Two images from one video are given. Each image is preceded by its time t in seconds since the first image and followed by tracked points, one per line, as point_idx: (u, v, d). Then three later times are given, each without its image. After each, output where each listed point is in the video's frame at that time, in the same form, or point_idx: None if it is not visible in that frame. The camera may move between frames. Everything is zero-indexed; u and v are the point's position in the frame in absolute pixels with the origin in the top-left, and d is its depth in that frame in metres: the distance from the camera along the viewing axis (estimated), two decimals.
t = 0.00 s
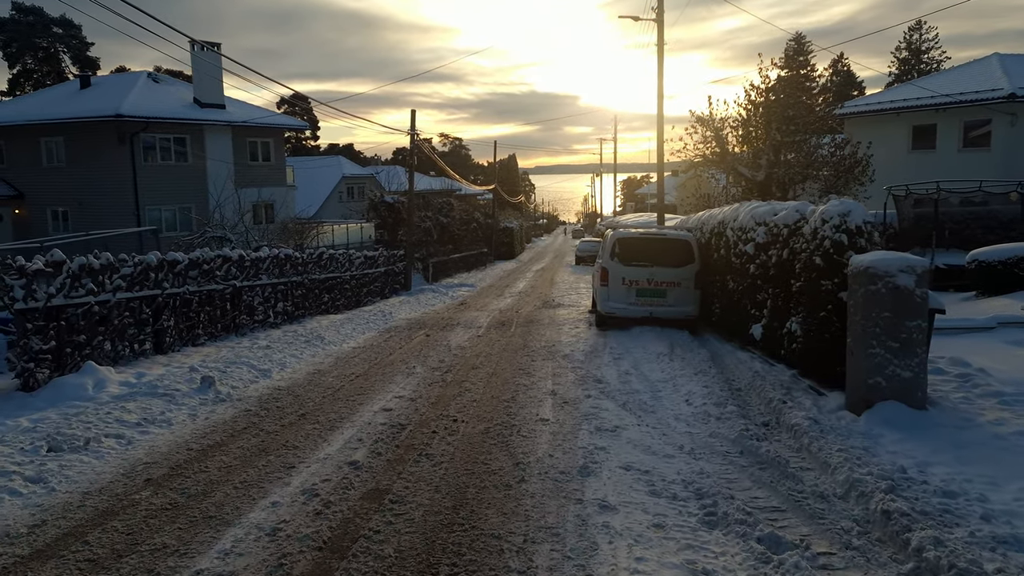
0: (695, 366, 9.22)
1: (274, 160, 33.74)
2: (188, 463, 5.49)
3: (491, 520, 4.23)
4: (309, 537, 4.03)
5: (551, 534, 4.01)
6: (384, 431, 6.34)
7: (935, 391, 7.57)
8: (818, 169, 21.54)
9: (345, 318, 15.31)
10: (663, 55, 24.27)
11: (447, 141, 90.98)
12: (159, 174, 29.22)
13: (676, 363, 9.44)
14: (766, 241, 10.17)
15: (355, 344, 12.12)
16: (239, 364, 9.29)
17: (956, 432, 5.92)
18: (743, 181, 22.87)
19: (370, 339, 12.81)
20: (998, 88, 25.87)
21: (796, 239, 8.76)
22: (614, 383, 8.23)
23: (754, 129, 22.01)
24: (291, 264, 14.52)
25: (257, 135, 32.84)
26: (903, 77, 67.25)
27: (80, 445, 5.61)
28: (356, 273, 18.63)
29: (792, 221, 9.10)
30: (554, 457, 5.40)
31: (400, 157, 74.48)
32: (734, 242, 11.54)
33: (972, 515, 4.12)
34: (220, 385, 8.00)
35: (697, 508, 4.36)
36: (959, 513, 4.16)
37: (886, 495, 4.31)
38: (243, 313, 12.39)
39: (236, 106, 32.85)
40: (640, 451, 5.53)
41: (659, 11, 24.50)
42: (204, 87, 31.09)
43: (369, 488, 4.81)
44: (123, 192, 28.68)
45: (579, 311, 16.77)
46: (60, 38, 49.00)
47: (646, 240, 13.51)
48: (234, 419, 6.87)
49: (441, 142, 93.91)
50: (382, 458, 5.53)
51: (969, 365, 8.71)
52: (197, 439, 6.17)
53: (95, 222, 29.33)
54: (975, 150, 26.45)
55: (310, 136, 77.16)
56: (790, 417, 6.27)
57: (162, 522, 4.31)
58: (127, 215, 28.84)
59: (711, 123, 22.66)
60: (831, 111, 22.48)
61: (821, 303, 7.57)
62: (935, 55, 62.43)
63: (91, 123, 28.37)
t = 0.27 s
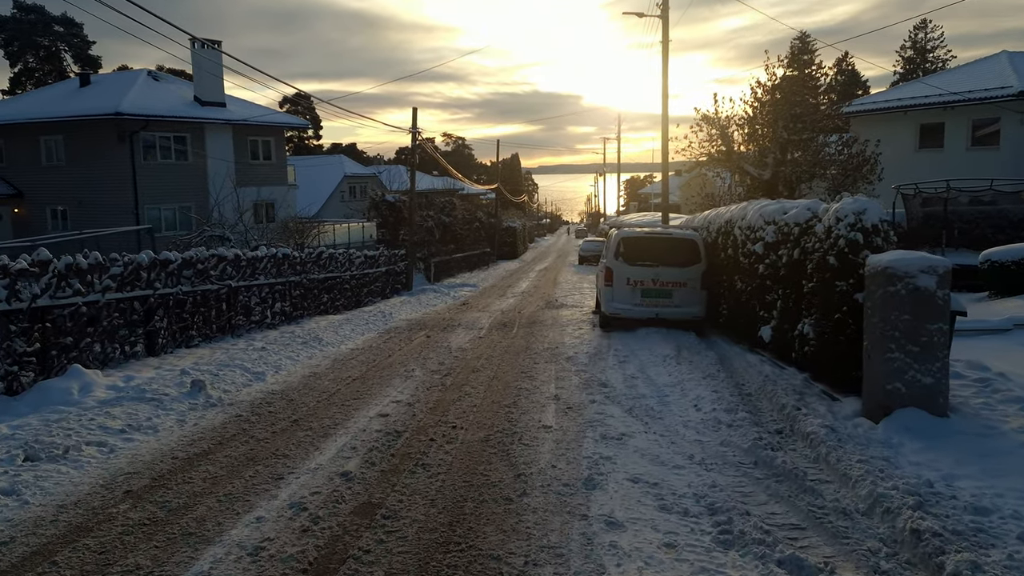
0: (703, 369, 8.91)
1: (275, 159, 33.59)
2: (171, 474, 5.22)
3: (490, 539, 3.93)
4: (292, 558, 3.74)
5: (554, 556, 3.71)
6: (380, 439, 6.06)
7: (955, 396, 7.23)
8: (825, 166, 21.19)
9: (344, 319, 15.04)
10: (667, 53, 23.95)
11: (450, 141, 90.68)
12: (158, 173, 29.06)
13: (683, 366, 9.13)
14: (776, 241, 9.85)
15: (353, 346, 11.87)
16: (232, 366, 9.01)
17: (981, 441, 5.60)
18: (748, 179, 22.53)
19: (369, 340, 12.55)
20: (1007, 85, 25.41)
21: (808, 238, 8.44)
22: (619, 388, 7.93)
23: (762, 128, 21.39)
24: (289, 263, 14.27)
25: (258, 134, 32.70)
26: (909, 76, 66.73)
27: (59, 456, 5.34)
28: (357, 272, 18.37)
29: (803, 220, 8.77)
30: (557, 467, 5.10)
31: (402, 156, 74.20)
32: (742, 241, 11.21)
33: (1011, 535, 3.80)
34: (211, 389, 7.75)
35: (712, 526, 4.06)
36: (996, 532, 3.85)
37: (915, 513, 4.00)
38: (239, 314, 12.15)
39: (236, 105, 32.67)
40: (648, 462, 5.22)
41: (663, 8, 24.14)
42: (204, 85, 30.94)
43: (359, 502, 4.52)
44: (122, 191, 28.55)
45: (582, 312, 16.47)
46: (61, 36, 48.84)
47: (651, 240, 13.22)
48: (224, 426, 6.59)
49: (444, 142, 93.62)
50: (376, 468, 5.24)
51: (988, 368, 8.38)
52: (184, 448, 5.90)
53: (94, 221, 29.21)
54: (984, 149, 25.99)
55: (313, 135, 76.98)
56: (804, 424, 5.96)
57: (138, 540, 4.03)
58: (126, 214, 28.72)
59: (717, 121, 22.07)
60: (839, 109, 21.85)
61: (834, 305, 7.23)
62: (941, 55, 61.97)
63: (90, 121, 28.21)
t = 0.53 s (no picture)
0: (709, 375, 8.60)
1: (273, 159, 33.41)
2: (149, 489, 4.93)
3: (485, 566, 3.64)
4: None
5: None
6: (371, 450, 5.76)
7: (975, 404, 6.91)
8: (829, 166, 20.68)
9: (341, 322, 14.77)
10: (668, 54, 23.66)
11: (451, 141, 90.37)
12: (154, 172, 28.81)
13: (689, 372, 8.82)
14: (784, 242, 9.54)
15: (348, 349, 11.59)
16: (221, 371, 8.74)
17: (1006, 453, 5.29)
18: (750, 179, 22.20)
19: (366, 343, 12.29)
20: (1013, 83, 25.01)
21: (818, 239, 8.14)
22: (622, 395, 7.63)
23: (767, 128, 20.86)
24: (284, 264, 14.01)
25: (256, 134, 32.49)
26: (910, 76, 66.41)
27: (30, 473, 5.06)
28: (354, 274, 18.10)
29: (813, 220, 8.46)
30: (558, 483, 4.81)
31: (403, 157, 73.94)
32: (748, 242, 10.91)
33: None
34: (198, 396, 7.46)
35: (726, 551, 3.76)
36: None
37: (946, 538, 3.69)
38: (232, 316, 11.88)
39: (235, 104, 32.44)
40: (654, 477, 4.92)
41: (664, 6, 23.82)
42: (202, 84, 30.70)
43: (347, 522, 4.22)
44: (119, 191, 28.33)
45: (584, 314, 16.17)
46: (59, 36, 48.59)
47: (655, 240, 12.94)
48: (209, 437, 6.31)
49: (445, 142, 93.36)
50: (365, 483, 4.94)
51: (1005, 373, 8.07)
52: (166, 460, 5.61)
53: (90, 221, 28.97)
54: (989, 148, 25.62)
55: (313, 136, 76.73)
56: (818, 435, 5.66)
57: (106, 566, 3.74)
58: (123, 214, 28.50)
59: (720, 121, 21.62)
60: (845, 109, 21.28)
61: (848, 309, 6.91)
62: (943, 56, 61.66)
63: (86, 121, 27.97)
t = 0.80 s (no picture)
0: (713, 379, 8.29)
1: (270, 159, 33.15)
2: (121, 504, 4.62)
3: None
4: None
5: None
6: (360, 460, 5.45)
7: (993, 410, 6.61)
8: (832, 165, 20.02)
9: (336, 324, 14.48)
10: (670, 51, 23.33)
11: (450, 142, 90.10)
12: (149, 172, 28.54)
13: (692, 375, 8.52)
14: (791, 241, 9.24)
15: (342, 352, 11.30)
16: (208, 375, 8.46)
17: None
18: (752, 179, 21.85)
19: (361, 346, 12.00)
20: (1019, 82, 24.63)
21: (828, 238, 7.84)
22: (624, 400, 7.33)
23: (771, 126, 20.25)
24: (277, 265, 13.73)
25: (253, 134, 32.24)
26: (911, 77, 66.08)
27: None
28: (350, 275, 17.80)
29: (822, 219, 8.16)
30: (557, 498, 4.50)
31: (402, 157, 73.60)
32: (752, 242, 10.60)
33: None
34: (181, 402, 7.16)
35: None
36: None
37: (980, 562, 3.39)
38: (223, 319, 11.60)
39: (231, 104, 32.16)
40: (659, 490, 4.61)
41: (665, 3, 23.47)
42: (198, 83, 30.43)
43: (329, 543, 3.91)
44: (114, 192, 28.07)
45: (584, 315, 15.87)
46: (55, 36, 48.29)
47: (656, 240, 12.63)
48: (191, 445, 6.01)
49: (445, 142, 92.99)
50: (352, 498, 4.63)
51: (1022, 378, 7.76)
52: (143, 471, 5.30)
53: (85, 222, 28.70)
54: (994, 147, 25.26)
55: (312, 136, 76.39)
56: (832, 444, 5.36)
57: None
58: (118, 215, 28.24)
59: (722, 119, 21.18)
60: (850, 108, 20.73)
61: (859, 311, 6.60)
62: (944, 56, 61.30)
63: (81, 121, 27.71)
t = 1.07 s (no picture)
0: (719, 386, 7.99)
1: (267, 159, 32.84)
2: (90, 526, 4.32)
3: None
4: None
5: None
6: (348, 476, 5.14)
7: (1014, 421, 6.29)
8: (835, 166, 19.60)
9: (331, 327, 14.18)
10: (671, 52, 23.12)
11: (450, 143, 89.80)
12: (144, 173, 28.26)
13: (697, 383, 8.21)
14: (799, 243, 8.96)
15: (336, 357, 10.99)
16: (194, 383, 8.17)
17: None
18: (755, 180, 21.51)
19: (355, 351, 11.70)
20: None
21: (839, 240, 7.54)
22: (626, 409, 7.02)
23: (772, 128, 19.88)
24: (270, 267, 13.43)
25: (250, 134, 31.97)
26: (911, 78, 65.77)
27: None
28: (347, 277, 17.50)
29: (832, 220, 7.86)
30: (556, 519, 4.20)
31: (401, 158, 73.27)
32: (758, 244, 10.31)
33: None
34: (164, 412, 6.88)
35: None
36: None
37: None
38: (212, 323, 11.31)
39: (228, 104, 31.88)
40: (666, 511, 4.31)
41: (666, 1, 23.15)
42: (194, 83, 30.15)
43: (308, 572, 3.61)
44: (109, 193, 27.78)
45: (584, 318, 15.57)
46: (52, 36, 48.05)
47: (659, 242, 12.34)
48: (170, 459, 5.71)
49: (444, 144, 92.67)
50: (337, 519, 4.33)
51: None
52: (117, 488, 5.01)
53: (79, 223, 28.40)
54: (999, 148, 24.94)
55: (310, 137, 76.11)
56: (848, 459, 5.05)
57: None
58: (113, 216, 27.94)
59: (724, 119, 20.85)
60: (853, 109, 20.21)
61: (874, 316, 6.30)
62: (945, 57, 61.01)
63: (75, 121, 27.42)
